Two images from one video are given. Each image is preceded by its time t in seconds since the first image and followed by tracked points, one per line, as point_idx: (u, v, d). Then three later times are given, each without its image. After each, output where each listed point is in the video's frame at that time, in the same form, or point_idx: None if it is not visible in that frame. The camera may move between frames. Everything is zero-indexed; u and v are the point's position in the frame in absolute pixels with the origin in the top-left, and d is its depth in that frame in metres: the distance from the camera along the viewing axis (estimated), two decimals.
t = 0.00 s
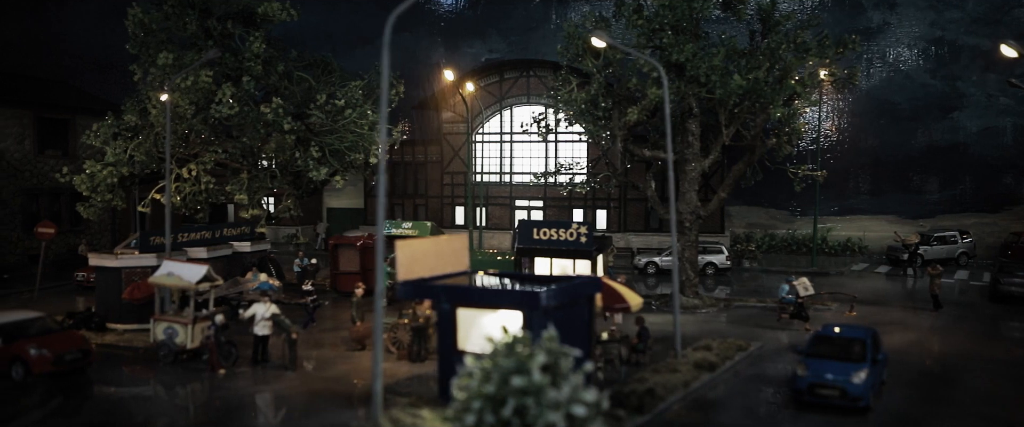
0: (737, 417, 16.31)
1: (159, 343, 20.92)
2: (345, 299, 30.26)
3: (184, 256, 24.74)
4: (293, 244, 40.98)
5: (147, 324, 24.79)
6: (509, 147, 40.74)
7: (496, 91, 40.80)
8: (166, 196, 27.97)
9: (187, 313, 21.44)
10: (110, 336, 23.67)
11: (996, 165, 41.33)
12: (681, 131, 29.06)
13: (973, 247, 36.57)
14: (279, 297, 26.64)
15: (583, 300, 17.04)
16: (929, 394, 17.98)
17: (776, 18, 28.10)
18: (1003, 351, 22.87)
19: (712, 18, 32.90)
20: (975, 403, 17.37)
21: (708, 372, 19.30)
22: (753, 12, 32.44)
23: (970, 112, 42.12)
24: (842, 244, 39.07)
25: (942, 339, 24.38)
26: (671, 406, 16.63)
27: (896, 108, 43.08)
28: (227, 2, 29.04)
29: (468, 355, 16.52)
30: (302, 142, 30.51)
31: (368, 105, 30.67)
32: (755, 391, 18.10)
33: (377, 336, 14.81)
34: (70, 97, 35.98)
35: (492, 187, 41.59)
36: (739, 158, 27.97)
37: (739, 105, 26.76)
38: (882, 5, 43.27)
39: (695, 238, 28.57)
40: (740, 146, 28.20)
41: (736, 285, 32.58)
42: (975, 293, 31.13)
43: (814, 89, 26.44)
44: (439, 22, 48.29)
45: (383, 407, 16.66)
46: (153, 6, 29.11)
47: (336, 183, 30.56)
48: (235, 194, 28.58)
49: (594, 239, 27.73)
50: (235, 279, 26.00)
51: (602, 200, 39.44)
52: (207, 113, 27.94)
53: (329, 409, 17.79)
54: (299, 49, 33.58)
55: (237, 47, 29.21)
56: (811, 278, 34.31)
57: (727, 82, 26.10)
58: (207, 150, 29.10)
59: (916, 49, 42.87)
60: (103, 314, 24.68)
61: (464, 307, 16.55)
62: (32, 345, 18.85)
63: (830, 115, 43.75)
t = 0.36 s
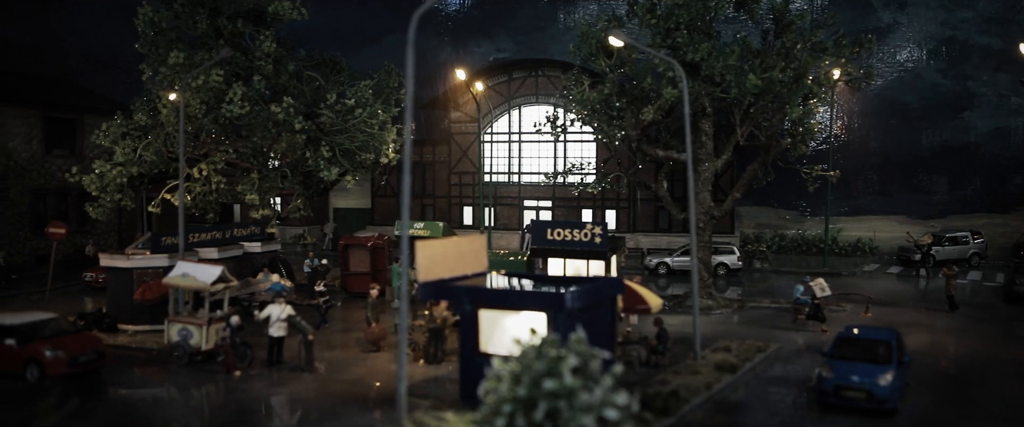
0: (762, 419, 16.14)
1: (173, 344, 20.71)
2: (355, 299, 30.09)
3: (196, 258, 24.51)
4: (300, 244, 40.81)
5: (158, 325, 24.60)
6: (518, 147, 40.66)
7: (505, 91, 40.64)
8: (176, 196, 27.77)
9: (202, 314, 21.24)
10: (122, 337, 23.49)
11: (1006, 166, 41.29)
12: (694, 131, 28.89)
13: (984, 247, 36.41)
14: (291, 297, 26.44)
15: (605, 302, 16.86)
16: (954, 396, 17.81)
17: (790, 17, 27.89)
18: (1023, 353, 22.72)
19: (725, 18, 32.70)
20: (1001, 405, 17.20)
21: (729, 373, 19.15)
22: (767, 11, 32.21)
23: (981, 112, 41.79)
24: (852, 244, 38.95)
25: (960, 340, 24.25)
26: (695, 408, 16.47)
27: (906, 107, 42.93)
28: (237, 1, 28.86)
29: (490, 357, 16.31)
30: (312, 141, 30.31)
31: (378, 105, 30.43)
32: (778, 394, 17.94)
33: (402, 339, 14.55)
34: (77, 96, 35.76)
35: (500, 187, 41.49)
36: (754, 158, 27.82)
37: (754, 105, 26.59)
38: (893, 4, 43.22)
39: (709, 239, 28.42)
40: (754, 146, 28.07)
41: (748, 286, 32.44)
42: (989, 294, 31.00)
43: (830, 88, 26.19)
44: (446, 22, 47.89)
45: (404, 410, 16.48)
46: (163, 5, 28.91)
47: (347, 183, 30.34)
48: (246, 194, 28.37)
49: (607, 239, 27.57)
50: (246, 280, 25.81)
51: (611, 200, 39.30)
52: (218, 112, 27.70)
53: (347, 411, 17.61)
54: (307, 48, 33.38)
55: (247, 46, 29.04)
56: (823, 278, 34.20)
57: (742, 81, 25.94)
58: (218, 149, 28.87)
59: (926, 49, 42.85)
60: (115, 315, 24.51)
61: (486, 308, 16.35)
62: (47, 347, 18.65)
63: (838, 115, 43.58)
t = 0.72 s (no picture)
0: (785, 421, 16.05)
1: (188, 345, 20.56)
2: (365, 300, 29.99)
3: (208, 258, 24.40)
4: (308, 244, 40.70)
5: (170, 326, 24.45)
6: (526, 147, 40.62)
7: (513, 91, 40.56)
8: (186, 197, 27.62)
9: (217, 316, 21.08)
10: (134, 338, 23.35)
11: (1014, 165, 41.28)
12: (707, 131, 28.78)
13: (994, 247, 36.34)
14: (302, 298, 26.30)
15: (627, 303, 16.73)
16: (975, 397, 17.72)
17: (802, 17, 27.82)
18: None
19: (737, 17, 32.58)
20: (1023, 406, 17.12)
21: (748, 374, 19.05)
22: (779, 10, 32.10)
23: (988, 112, 41.93)
24: (860, 244, 38.91)
25: (975, 340, 24.20)
26: (717, 409, 16.38)
27: (915, 107, 42.81)
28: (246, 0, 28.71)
29: (512, 358, 16.18)
30: (322, 141, 30.16)
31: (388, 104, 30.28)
32: (798, 395, 17.85)
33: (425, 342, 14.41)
34: (84, 96, 35.57)
35: (508, 187, 41.45)
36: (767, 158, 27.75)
37: (767, 104, 26.49)
38: (902, 3, 43.17)
39: (721, 239, 28.34)
40: (766, 146, 28.03)
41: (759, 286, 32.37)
42: (1001, 294, 30.97)
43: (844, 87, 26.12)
44: (453, 21, 47.64)
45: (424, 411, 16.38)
46: (172, 4, 28.75)
47: (357, 183, 30.19)
48: (256, 194, 28.22)
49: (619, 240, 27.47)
50: (257, 281, 25.65)
51: (619, 200, 39.23)
52: (228, 112, 27.50)
53: (365, 413, 17.50)
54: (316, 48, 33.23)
55: (256, 45, 28.88)
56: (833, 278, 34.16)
57: (756, 81, 25.85)
58: (228, 149, 28.71)
59: (934, 49, 42.82)
60: (126, 317, 24.37)
61: (507, 309, 16.22)
62: (62, 348, 18.47)
63: (847, 115, 43.43)
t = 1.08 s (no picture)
0: (808, 423, 15.95)
1: (202, 347, 20.41)
2: (375, 300, 29.87)
3: (222, 259, 24.29)
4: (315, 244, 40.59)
5: (182, 326, 24.32)
6: (533, 147, 40.55)
7: (521, 91, 40.47)
8: (196, 197, 27.47)
9: (231, 316, 20.91)
10: (146, 339, 23.23)
11: None
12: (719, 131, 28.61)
13: (1004, 247, 36.25)
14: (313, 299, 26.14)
15: (648, 304, 16.62)
16: (998, 398, 17.61)
17: (816, 16, 27.73)
18: None
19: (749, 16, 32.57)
20: None
21: (767, 375, 18.98)
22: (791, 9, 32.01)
23: (999, 112, 41.99)
24: (869, 244, 38.84)
25: (992, 340, 24.11)
26: (740, 411, 16.27)
27: (924, 107, 42.99)
28: None
29: (533, 359, 16.10)
30: (332, 140, 30.06)
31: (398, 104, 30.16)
32: (818, 397, 17.75)
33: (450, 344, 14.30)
34: (91, 95, 35.46)
35: (515, 187, 41.42)
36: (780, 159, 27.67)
37: (780, 104, 26.41)
38: (911, 2, 43.15)
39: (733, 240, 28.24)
40: (779, 146, 27.98)
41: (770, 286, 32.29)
42: (1015, 294, 30.90)
43: (859, 87, 26.04)
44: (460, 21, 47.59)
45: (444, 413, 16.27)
46: (182, 3, 28.64)
47: (367, 182, 30.08)
48: (267, 194, 28.09)
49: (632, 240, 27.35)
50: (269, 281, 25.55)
51: (628, 201, 39.21)
52: (239, 111, 27.38)
53: (383, 414, 17.38)
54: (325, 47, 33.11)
55: (267, 44, 28.78)
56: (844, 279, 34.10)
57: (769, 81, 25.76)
58: (238, 149, 28.58)
59: (944, 49, 42.81)
60: (138, 318, 24.29)
61: (528, 310, 16.08)
62: (77, 349, 18.32)
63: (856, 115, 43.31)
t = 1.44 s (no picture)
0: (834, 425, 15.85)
1: (218, 348, 20.25)
2: (386, 300, 29.74)
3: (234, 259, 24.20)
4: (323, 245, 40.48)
5: (194, 327, 24.20)
6: (542, 146, 40.51)
7: (529, 91, 40.39)
8: (207, 196, 27.30)
9: (247, 318, 20.71)
10: (160, 340, 23.09)
11: None
12: (732, 131, 28.49)
13: (1014, 248, 36.20)
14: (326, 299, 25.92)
15: (672, 305, 16.49)
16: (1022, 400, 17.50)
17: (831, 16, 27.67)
18: None
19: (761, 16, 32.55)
20: None
21: (788, 377, 18.91)
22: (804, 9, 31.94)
23: (1007, 112, 42.05)
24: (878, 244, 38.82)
25: (1009, 340, 24.06)
26: (764, 414, 16.18)
27: (933, 106, 42.95)
28: None
29: (560, 362, 15.94)
30: (343, 140, 29.94)
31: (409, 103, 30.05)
32: (841, 399, 17.65)
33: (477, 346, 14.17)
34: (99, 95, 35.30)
35: (523, 187, 41.41)
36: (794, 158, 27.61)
37: (794, 104, 26.32)
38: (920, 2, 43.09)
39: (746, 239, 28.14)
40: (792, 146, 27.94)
41: (782, 286, 32.26)
42: None
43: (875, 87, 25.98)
44: (467, 21, 47.53)
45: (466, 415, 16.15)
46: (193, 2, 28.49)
47: (379, 182, 29.96)
48: (279, 194, 27.93)
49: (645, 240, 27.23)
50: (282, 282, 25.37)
51: (637, 201, 39.26)
52: (250, 111, 27.25)
53: (403, 417, 17.24)
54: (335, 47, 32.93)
55: (278, 43, 28.67)
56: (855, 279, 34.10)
57: (784, 81, 25.65)
58: (250, 149, 28.38)
59: (952, 48, 42.76)
60: (150, 318, 24.15)
61: (553, 312, 15.89)
62: (93, 351, 18.15)
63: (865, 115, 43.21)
